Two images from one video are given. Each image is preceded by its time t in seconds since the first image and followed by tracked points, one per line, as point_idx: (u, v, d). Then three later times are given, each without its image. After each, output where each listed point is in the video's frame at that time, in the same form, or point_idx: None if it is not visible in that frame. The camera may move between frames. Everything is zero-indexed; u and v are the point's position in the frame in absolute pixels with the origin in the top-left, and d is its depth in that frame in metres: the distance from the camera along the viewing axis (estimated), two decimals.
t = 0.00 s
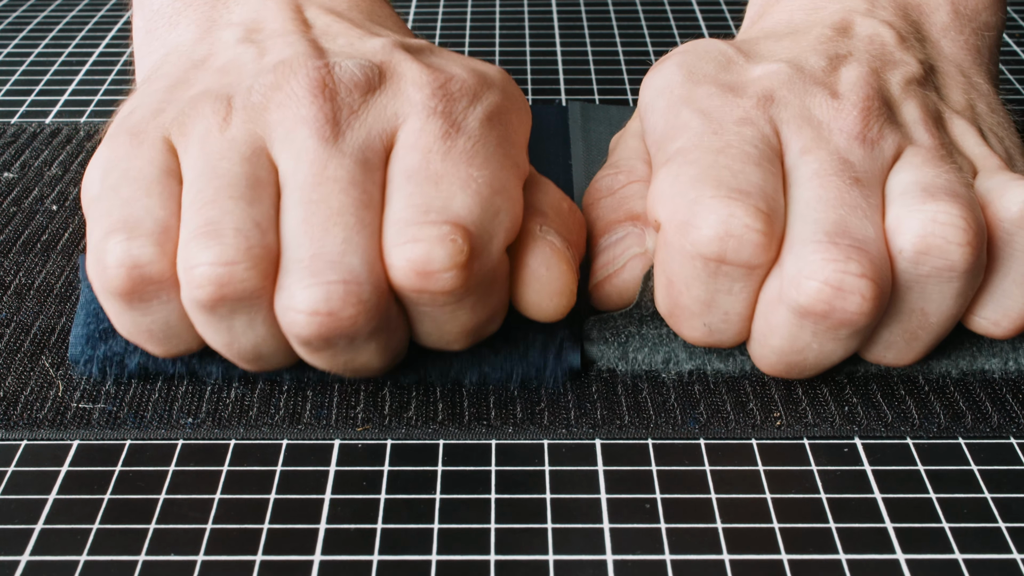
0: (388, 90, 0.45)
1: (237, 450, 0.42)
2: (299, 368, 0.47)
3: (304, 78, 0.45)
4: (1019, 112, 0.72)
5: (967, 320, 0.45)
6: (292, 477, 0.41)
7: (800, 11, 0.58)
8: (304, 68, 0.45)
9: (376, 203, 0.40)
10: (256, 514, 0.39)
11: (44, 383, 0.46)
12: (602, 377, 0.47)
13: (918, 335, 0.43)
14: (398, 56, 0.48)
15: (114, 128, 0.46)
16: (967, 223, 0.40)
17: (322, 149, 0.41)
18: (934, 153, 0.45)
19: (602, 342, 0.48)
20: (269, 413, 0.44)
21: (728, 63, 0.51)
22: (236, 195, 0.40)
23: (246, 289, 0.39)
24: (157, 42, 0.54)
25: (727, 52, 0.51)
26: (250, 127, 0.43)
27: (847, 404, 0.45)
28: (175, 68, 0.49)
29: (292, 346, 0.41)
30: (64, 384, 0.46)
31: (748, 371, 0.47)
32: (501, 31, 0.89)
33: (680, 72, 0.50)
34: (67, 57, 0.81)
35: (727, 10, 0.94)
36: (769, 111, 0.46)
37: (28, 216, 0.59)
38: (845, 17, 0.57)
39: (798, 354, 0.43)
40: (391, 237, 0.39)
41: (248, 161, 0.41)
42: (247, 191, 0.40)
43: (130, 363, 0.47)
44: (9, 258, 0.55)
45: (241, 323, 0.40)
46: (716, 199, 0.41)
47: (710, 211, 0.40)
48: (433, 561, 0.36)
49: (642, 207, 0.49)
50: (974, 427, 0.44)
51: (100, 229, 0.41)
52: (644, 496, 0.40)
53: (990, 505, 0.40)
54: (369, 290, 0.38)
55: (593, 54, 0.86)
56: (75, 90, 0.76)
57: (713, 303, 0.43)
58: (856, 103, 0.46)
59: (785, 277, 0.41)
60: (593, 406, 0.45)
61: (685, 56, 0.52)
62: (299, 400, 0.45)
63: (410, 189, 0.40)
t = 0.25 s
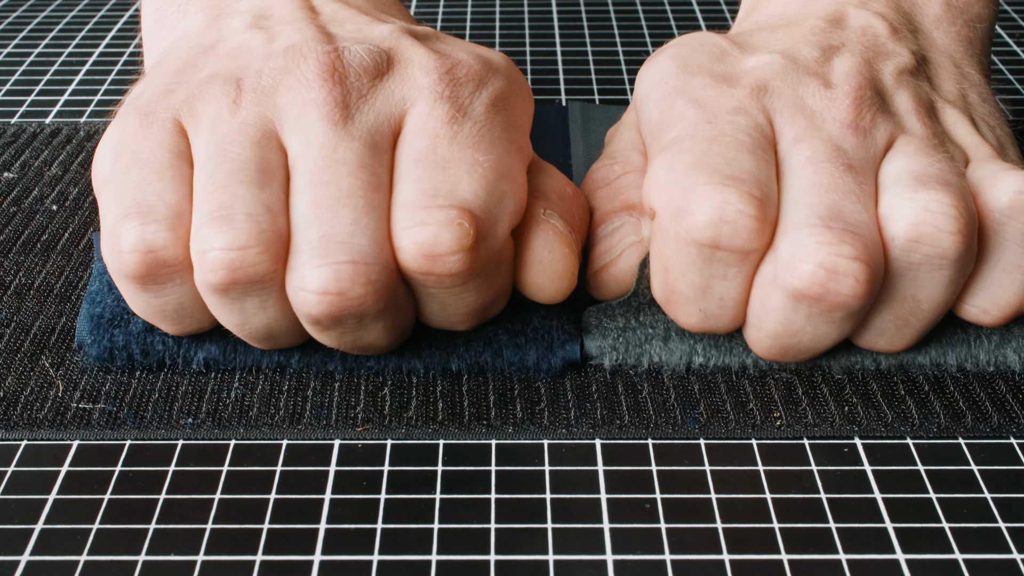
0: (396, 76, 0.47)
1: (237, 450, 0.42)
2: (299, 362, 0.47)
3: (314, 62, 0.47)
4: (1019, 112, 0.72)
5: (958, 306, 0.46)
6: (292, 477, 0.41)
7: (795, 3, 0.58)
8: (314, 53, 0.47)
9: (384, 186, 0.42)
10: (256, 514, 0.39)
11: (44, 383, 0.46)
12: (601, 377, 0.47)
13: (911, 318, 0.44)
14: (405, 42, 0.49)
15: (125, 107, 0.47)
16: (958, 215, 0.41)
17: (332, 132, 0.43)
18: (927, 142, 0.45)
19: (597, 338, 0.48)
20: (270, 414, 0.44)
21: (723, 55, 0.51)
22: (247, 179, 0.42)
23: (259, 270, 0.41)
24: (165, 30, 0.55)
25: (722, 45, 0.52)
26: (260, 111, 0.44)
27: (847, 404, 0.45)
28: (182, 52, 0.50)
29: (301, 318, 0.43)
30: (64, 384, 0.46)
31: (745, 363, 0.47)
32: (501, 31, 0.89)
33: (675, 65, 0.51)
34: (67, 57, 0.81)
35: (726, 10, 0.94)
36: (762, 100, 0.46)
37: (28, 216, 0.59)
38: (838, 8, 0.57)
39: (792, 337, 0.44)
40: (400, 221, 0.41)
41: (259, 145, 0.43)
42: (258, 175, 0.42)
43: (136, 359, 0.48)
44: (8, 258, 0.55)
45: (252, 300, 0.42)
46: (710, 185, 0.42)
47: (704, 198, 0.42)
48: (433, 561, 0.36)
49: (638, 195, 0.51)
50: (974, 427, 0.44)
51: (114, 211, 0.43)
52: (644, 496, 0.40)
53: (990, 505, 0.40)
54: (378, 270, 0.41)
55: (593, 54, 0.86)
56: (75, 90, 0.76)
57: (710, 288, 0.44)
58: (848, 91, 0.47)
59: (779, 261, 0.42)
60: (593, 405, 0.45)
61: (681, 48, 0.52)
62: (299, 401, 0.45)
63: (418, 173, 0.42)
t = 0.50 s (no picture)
0: (395, 65, 0.47)
1: (237, 450, 0.42)
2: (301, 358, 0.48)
3: (313, 51, 0.46)
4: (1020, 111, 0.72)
5: (949, 303, 0.48)
6: (291, 477, 0.41)
7: None
8: (313, 41, 0.47)
9: (384, 181, 0.43)
10: (256, 514, 0.39)
11: (44, 383, 0.46)
12: (600, 376, 0.48)
13: (904, 314, 0.45)
14: (404, 30, 0.49)
15: (124, 94, 0.47)
16: (954, 217, 0.41)
17: (331, 126, 0.43)
18: (928, 131, 0.46)
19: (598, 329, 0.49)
20: (270, 414, 0.44)
21: (726, 41, 0.51)
22: (248, 179, 0.42)
23: (261, 272, 0.41)
24: (165, 22, 0.55)
25: (724, 32, 0.52)
26: (259, 103, 0.44)
27: (847, 404, 0.45)
28: (182, 41, 0.50)
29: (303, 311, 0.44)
30: (64, 384, 0.46)
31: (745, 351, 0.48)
32: (501, 31, 0.89)
33: (679, 49, 0.51)
34: (67, 57, 0.81)
35: (726, 9, 0.94)
36: (764, 87, 0.47)
37: (28, 216, 0.59)
38: None
39: (788, 326, 0.45)
40: (400, 217, 0.42)
41: (258, 141, 0.43)
42: (258, 174, 0.42)
43: (139, 359, 0.48)
44: (8, 258, 0.55)
45: (256, 297, 0.43)
46: (709, 186, 0.42)
47: (703, 198, 0.42)
48: (433, 561, 0.36)
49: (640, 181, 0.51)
50: (974, 427, 0.44)
51: (118, 213, 0.43)
52: (644, 496, 0.40)
53: (990, 505, 0.40)
54: (378, 267, 0.41)
55: (593, 54, 0.86)
56: (75, 89, 0.76)
57: (708, 283, 0.45)
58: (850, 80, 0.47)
59: (777, 259, 0.42)
60: (592, 405, 0.45)
61: (684, 35, 0.52)
62: (299, 401, 0.45)
63: (417, 168, 0.43)
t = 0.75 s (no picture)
0: (391, 63, 0.47)
1: (237, 450, 0.42)
2: (302, 357, 0.48)
3: (309, 48, 0.46)
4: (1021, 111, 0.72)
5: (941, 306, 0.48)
6: (291, 477, 0.41)
7: None
8: (308, 37, 0.46)
9: (381, 188, 0.43)
10: (256, 514, 0.39)
11: (44, 383, 0.46)
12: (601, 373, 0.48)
13: (890, 319, 0.47)
14: (400, 24, 0.49)
15: (116, 89, 0.47)
16: (945, 245, 0.42)
17: (327, 128, 0.43)
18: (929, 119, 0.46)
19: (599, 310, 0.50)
20: (270, 413, 0.44)
21: (729, 23, 0.51)
22: (244, 192, 0.42)
23: (265, 288, 0.42)
24: (158, 14, 0.55)
25: (727, 16, 0.52)
26: (254, 104, 0.44)
27: (847, 404, 0.45)
28: (175, 32, 0.50)
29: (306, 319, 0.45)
30: (64, 384, 0.46)
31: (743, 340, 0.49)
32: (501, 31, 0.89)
33: (680, 32, 0.52)
34: (67, 57, 0.81)
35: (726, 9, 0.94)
36: (764, 74, 0.47)
37: (28, 216, 0.59)
38: None
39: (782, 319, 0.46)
40: (398, 228, 0.42)
41: (255, 149, 0.43)
42: (254, 183, 0.42)
43: (139, 361, 0.48)
44: (9, 258, 0.55)
45: (260, 309, 0.44)
46: (704, 199, 0.43)
47: (699, 210, 0.43)
48: (433, 561, 0.37)
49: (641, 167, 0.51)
50: (974, 427, 0.44)
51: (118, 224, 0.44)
52: (644, 496, 0.40)
53: (990, 505, 0.40)
54: (378, 277, 0.42)
55: (593, 54, 0.86)
56: (76, 89, 0.76)
57: (704, 283, 0.46)
58: (846, 68, 0.46)
59: (769, 267, 0.44)
60: (592, 405, 0.45)
61: (689, 17, 0.53)
62: (299, 400, 0.45)
63: (413, 175, 0.43)
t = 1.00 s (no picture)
0: (391, 61, 0.47)
1: (237, 450, 0.42)
2: (302, 357, 0.48)
3: (309, 45, 0.46)
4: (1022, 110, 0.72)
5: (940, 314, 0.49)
6: (292, 477, 0.41)
7: None
8: (307, 33, 0.46)
9: (382, 190, 0.43)
10: (256, 514, 0.39)
11: (44, 383, 0.46)
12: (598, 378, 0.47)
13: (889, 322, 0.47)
14: (399, 18, 0.49)
15: (114, 85, 0.47)
16: (941, 272, 0.42)
17: (328, 128, 0.44)
18: (933, 116, 0.46)
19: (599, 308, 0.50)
20: (270, 413, 0.44)
21: (738, 13, 0.51)
22: (245, 198, 0.42)
23: (266, 294, 0.43)
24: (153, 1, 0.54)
25: (737, 5, 0.52)
26: (254, 104, 0.44)
27: (847, 404, 0.45)
28: (172, 21, 0.50)
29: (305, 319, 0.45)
30: (64, 384, 0.46)
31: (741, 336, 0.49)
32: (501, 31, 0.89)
33: (690, 18, 0.52)
34: (67, 57, 0.81)
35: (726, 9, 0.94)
36: (770, 73, 0.47)
37: (28, 216, 0.59)
38: None
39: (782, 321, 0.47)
40: (399, 232, 0.43)
41: (255, 152, 0.43)
42: (255, 186, 0.43)
43: (140, 360, 0.48)
44: (9, 258, 0.55)
45: (262, 311, 0.45)
46: (707, 206, 0.43)
47: (699, 217, 0.43)
48: (433, 561, 0.37)
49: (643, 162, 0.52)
50: (974, 427, 0.44)
51: (120, 229, 0.44)
52: (645, 496, 0.40)
53: (990, 505, 0.40)
54: (379, 281, 0.43)
55: (593, 54, 0.86)
56: (76, 89, 0.76)
57: (700, 284, 0.47)
58: (852, 68, 0.46)
59: (767, 278, 0.44)
60: (592, 405, 0.45)
61: (697, 6, 0.53)
62: (298, 400, 0.45)
63: (414, 177, 0.43)
